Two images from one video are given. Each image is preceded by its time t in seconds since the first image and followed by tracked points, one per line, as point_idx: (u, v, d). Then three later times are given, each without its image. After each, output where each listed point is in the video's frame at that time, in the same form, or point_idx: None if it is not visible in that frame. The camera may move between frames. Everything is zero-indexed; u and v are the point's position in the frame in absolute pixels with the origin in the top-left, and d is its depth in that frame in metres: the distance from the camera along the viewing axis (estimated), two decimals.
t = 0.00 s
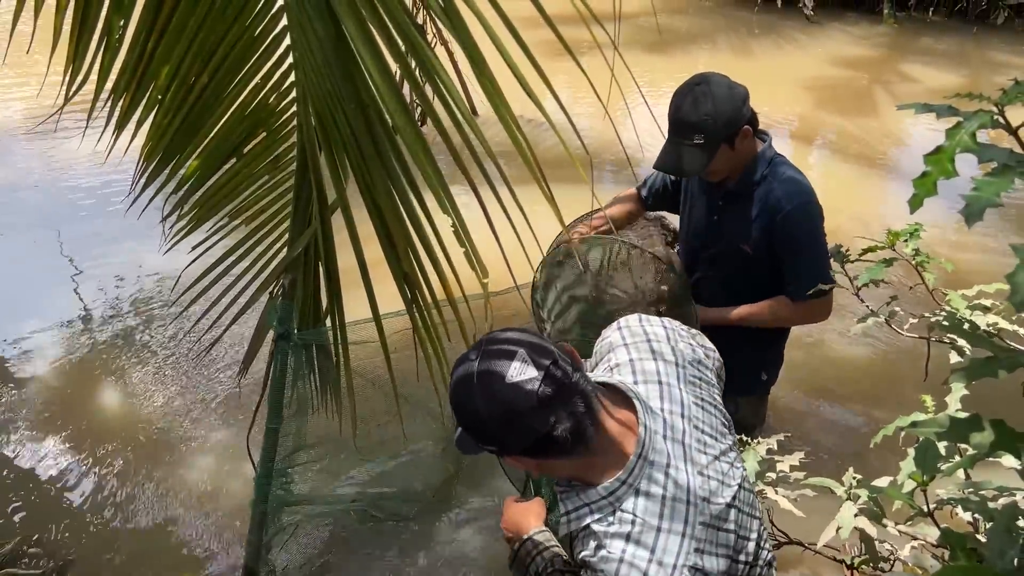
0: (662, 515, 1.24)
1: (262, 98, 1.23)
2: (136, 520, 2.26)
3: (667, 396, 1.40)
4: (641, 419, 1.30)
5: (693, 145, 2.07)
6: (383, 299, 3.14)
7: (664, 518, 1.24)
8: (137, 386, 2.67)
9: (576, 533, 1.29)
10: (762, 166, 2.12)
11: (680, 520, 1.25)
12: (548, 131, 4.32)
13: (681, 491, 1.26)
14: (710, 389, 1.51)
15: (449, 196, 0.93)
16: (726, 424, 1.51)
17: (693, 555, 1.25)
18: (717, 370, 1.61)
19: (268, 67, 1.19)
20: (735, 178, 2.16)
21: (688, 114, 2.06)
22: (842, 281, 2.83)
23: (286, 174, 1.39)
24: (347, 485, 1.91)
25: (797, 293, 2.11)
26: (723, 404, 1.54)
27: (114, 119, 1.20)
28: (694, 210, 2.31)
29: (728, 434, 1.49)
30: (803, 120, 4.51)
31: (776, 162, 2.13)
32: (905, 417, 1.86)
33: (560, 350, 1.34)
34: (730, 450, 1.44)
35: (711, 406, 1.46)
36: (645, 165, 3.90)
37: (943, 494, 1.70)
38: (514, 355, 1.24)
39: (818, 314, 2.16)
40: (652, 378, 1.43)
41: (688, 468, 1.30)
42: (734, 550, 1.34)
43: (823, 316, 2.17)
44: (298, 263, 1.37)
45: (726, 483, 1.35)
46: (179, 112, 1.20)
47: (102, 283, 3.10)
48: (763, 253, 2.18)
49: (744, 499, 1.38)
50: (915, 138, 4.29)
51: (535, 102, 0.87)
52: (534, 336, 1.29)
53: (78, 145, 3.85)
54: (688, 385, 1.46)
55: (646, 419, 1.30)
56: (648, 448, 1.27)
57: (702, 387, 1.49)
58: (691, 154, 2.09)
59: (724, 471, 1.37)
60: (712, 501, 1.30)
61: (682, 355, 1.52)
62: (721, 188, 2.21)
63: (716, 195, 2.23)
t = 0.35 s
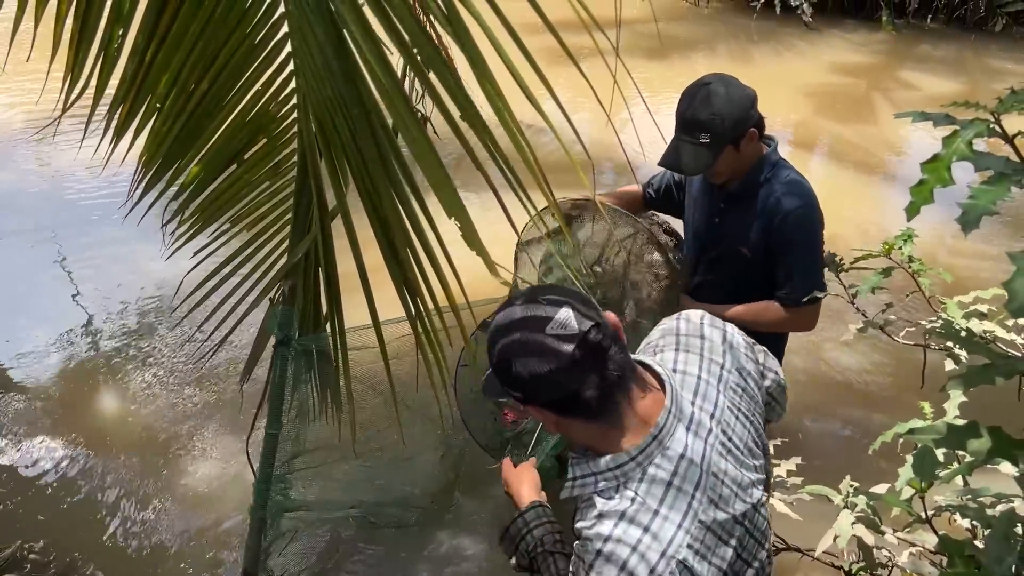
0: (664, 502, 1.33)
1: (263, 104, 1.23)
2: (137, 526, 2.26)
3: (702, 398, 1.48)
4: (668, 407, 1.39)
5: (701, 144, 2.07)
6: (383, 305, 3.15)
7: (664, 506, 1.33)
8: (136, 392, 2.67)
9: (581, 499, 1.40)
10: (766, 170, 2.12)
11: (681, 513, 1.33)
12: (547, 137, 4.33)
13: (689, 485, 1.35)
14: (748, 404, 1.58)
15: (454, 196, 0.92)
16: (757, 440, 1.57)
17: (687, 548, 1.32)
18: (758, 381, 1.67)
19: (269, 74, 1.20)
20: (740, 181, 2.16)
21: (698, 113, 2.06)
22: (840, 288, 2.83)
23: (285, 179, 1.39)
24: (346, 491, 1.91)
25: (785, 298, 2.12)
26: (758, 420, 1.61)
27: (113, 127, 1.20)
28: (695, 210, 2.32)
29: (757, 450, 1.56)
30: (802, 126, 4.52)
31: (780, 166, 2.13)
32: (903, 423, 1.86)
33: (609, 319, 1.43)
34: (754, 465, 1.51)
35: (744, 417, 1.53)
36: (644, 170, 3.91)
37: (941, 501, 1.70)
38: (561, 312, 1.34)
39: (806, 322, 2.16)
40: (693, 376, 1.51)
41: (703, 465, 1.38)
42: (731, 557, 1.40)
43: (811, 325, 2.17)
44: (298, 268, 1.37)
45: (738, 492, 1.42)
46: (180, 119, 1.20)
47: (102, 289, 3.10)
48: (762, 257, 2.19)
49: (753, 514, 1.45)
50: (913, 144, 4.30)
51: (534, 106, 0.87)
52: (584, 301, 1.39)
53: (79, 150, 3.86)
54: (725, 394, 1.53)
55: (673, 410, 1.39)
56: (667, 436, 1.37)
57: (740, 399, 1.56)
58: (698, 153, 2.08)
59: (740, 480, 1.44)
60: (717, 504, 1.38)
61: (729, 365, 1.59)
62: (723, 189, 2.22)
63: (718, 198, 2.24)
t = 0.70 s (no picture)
0: (666, 417, 1.33)
1: (261, 111, 1.23)
2: (136, 532, 2.26)
3: (743, 343, 1.44)
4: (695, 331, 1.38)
5: (696, 146, 2.07)
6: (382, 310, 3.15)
7: (658, 422, 1.32)
8: (135, 399, 2.67)
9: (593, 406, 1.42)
10: (761, 173, 2.13)
11: (677, 433, 1.32)
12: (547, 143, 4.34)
13: (694, 413, 1.34)
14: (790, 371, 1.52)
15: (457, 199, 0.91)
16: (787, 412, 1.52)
17: (672, 465, 1.31)
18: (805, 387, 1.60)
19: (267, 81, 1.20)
20: (734, 183, 2.17)
21: (693, 115, 2.06)
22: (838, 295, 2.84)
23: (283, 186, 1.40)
24: (346, 497, 1.91)
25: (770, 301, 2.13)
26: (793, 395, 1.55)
27: (105, 141, 1.21)
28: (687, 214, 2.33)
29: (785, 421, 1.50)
30: (801, 132, 4.53)
31: (776, 169, 2.13)
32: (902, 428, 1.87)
33: (680, 249, 1.44)
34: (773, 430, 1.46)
35: (779, 378, 1.48)
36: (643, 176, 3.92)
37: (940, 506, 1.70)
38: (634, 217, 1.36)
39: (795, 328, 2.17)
40: (741, 321, 1.47)
41: (714, 399, 1.36)
42: (721, 499, 1.37)
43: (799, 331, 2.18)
44: (298, 274, 1.37)
45: (743, 443, 1.39)
46: (177, 129, 1.20)
47: (102, 295, 3.10)
48: (754, 260, 2.20)
49: (755, 475, 1.40)
50: (911, 150, 4.31)
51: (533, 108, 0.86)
52: (662, 220, 1.41)
53: (79, 156, 3.86)
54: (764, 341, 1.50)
55: (701, 338, 1.38)
56: (686, 359, 1.36)
57: (783, 362, 1.51)
58: (693, 155, 2.09)
59: (750, 434, 1.40)
60: (718, 441, 1.35)
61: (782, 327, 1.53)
62: (719, 193, 2.23)
63: (714, 201, 2.26)
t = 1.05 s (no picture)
0: (642, 351, 1.38)
1: (261, 115, 1.23)
2: (135, 537, 2.25)
3: (740, 308, 1.47)
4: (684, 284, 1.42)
5: (697, 144, 2.06)
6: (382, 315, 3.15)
7: (637, 358, 1.38)
8: (135, 402, 2.67)
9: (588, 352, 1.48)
10: (763, 176, 2.13)
11: (651, 368, 1.37)
12: (547, 147, 4.35)
13: (671, 354, 1.39)
14: (795, 353, 1.51)
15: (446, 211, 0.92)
16: (785, 392, 1.51)
17: (643, 395, 1.36)
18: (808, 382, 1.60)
19: (266, 85, 1.20)
20: (734, 185, 2.16)
21: (695, 115, 2.04)
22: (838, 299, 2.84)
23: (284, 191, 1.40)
24: (346, 500, 1.91)
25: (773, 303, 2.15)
26: (795, 380, 1.54)
27: (116, 133, 1.21)
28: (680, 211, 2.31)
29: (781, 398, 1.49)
30: (800, 136, 4.54)
31: (777, 173, 2.13)
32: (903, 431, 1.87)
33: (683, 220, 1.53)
34: (764, 400, 1.46)
35: (779, 352, 1.48)
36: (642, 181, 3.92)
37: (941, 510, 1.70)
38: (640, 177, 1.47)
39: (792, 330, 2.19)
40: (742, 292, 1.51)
41: (694, 347, 1.41)
42: (691, 444, 1.39)
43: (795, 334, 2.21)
44: (297, 278, 1.37)
45: (721, 397, 1.41)
46: (180, 127, 1.20)
47: (102, 300, 3.10)
48: (755, 262, 2.21)
49: (730, 431, 1.42)
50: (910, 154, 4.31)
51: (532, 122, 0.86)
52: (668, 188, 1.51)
53: (80, 161, 3.86)
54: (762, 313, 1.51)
55: (691, 290, 1.42)
56: (674, 307, 1.41)
57: (789, 342, 1.50)
58: (695, 156, 2.07)
59: (731, 392, 1.42)
60: (693, 385, 1.39)
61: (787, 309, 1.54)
62: (720, 195, 2.22)
63: (714, 204, 2.26)
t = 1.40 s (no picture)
0: (625, 343, 1.39)
1: (268, 119, 1.23)
2: (137, 539, 2.25)
3: (738, 312, 1.45)
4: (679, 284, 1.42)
5: (701, 145, 2.05)
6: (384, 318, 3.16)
7: (618, 349, 1.39)
8: (136, 405, 2.68)
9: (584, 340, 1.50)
10: (764, 178, 2.13)
11: (632, 360, 1.38)
12: (547, 149, 4.35)
13: (656, 349, 1.39)
14: (797, 362, 1.48)
15: (449, 215, 0.92)
16: (783, 400, 1.48)
17: (619, 386, 1.37)
18: (818, 391, 1.57)
19: (272, 89, 1.20)
20: (734, 187, 2.16)
21: (699, 116, 2.04)
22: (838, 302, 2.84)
23: (289, 193, 1.40)
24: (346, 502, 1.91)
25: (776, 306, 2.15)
26: (797, 389, 1.50)
27: (122, 135, 1.21)
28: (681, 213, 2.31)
29: (776, 406, 1.46)
30: (801, 138, 4.54)
31: (777, 175, 2.13)
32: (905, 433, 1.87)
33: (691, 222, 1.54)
34: (753, 406, 1.43)
35: (777, 359, 1.45)
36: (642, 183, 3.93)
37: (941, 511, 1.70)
38: (646, 175, 1.49)
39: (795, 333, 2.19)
40: (747, 296, 1.48)
41: (681, 344, 1.40)
42: (666, 440, 1.40)
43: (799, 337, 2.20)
44: (299, 281, 1.37)
45: (704, 397, 1.40)
46: (186, 128, 1.20)
47: (104, 302, 3.11)
48: (758, 266, 2.21)
49: (710, 432, 1.41)
50: (911, 155, 4.31)
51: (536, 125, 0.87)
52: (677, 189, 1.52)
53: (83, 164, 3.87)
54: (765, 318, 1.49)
55: (684, 289, 1.42)
56: (664, 304, 1.42)
57: (790, 350, 1.47)
58: (698, 156, 2.06)
59: (716, 394, 1.41)
60: (674, 382, 1.39)
61: (796, 318, 1.50)
62: (721, 198, 2.23)
63: (715, 208, 2.27)
